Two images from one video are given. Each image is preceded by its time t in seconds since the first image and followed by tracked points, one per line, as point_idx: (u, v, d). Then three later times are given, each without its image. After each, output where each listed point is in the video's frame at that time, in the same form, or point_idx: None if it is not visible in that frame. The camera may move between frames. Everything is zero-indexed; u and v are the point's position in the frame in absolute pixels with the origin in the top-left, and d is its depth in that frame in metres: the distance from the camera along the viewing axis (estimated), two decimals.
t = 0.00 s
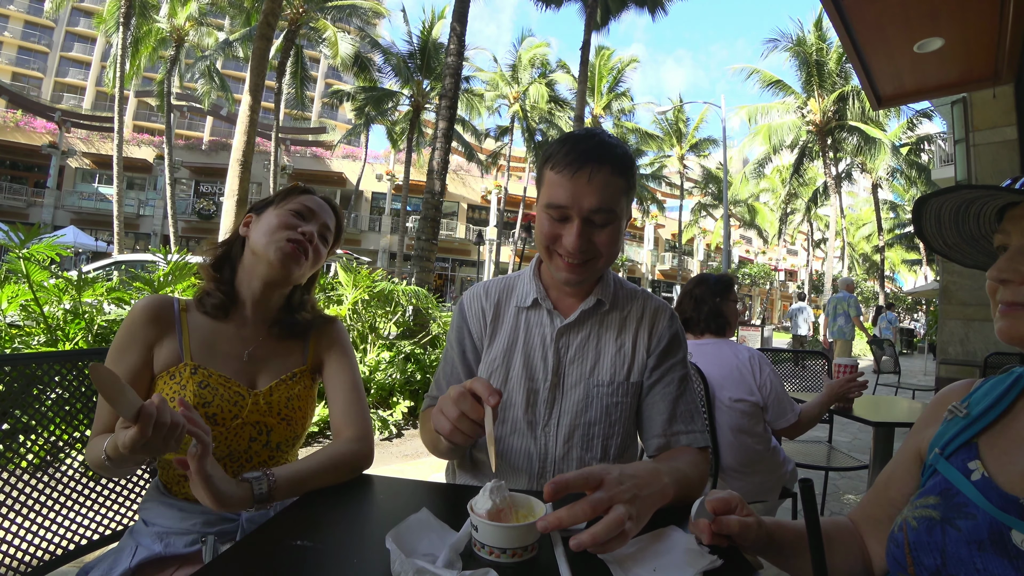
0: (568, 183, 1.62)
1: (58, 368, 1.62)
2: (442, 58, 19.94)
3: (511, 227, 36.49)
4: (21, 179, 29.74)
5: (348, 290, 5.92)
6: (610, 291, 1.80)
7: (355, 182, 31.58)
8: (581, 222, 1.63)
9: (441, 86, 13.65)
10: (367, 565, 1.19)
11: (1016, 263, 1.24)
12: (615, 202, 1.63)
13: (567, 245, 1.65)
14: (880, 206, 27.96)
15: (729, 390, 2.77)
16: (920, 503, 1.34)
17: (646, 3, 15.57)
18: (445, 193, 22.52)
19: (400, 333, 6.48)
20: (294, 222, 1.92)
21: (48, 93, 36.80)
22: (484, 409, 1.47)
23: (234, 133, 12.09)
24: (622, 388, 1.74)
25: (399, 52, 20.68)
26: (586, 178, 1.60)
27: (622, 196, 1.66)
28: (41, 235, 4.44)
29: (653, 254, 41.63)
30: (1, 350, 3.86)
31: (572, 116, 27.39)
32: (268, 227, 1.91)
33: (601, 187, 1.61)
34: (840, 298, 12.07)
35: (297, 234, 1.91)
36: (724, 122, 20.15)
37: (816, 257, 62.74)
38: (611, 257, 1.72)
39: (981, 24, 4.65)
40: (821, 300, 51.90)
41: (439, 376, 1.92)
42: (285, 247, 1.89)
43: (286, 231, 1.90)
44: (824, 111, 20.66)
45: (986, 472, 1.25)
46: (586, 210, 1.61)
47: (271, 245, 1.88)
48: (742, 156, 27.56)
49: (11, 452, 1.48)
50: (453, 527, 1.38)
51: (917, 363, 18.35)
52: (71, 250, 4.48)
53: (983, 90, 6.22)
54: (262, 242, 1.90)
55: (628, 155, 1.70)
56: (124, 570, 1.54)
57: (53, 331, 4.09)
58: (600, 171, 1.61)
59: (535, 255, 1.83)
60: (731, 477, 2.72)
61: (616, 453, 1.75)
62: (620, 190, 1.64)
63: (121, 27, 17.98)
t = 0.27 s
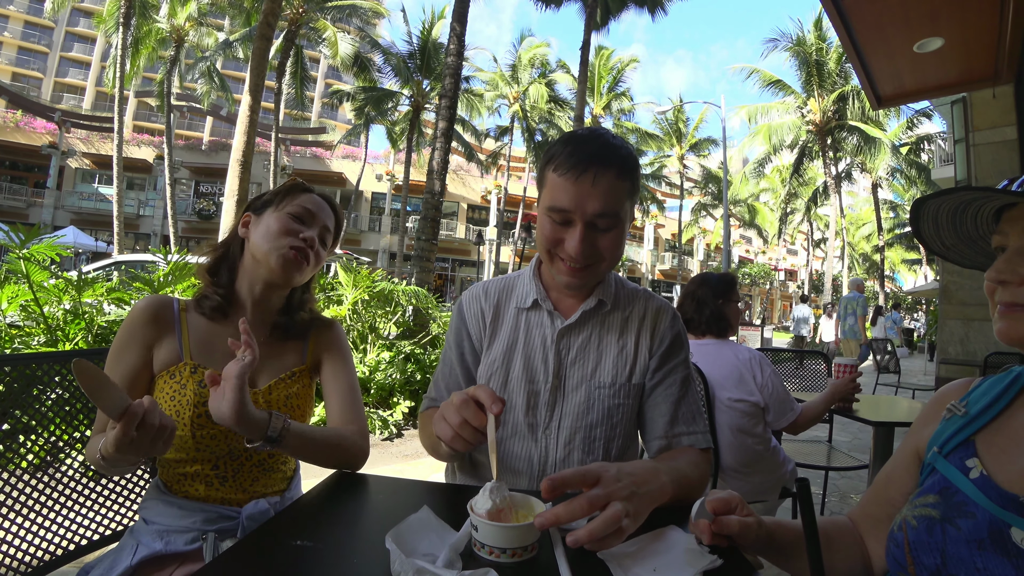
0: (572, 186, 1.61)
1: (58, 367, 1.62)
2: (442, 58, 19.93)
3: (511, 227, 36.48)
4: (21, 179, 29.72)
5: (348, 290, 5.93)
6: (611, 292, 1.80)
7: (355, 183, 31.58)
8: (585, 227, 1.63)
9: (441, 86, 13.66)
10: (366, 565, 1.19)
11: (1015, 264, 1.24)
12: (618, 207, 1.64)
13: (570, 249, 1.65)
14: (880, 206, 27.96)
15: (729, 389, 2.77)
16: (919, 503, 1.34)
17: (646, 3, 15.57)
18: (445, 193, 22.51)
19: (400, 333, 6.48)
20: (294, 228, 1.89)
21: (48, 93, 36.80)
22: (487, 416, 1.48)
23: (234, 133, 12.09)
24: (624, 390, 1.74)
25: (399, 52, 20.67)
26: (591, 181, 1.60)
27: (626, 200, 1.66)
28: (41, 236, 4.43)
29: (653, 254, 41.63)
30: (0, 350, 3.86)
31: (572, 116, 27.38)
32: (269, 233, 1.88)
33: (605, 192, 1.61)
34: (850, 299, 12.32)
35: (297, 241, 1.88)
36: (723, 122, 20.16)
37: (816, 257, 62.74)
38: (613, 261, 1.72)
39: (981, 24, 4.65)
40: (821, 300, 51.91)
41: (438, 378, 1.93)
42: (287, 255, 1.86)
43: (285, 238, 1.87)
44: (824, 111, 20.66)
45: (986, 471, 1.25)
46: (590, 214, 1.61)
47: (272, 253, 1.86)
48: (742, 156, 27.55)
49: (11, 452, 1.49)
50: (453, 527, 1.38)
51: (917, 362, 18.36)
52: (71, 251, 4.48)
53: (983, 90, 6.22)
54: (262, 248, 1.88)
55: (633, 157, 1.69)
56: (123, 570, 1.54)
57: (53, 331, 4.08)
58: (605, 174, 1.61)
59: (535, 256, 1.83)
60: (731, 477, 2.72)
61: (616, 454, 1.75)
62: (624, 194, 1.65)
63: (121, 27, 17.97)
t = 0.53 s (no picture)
0: (574, 191, 1.61)
1: (58, 367, 1.61)
2: (442, 58, 19.93)
3: (511, 227, 36.48)
4: (21, 179, 29.74)
5: (348, 290, 5.92)
6: (612, 293, 1.80)
7: (355, 182, 31.57)
8: (587, 231, 1.63)
9: (441, 86, 13.67)
10: (367, 564, 1.19)
11: (1015, 265, 1.24)
12: (621, 211, 1.63)
13: (571, 254, 1.65)
14: (880, 206, 27.96)
15: (729, 389, 2.77)
16: (919, 501, 1.34)
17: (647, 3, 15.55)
18: (445, 193, 22.50)
19: (400, 333, 6.47)
20: (303, 236, 1.88)
21: (48, 93, 36.80)
22: (491, 423, 1.48)
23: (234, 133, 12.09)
24: (625, 391, 1.74)
25: (399, 51, 20.65)
26: (594, 185, 1.60)
27: (629, 204, 1.66)
28: (41, 235, 4.44)
29: (653, 254, 41.63)
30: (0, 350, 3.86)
31: (572, 116, 27.38)
32: (277, 239, 1.87)
33: (609, 197, 1.61)
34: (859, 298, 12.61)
35: (303, 251, 1.87)
36: (723, 121, 20.15)
37: (816, 256, 62.72)
38: (615, 266, 1.72)
39: (981, 24, 4.65)
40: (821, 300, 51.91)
41: (439, 379, 1.93)
42: (293, 264, 1.86)
43: (293, 248, 1.86)
44: (824, 111, 20.67)
45: (985, 469, 1.25)
46: (593, 219, 1.61)
47: (278, 263, 1.86)
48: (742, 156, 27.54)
49: (10, 452, 1.49)
50: (453, 527, 1.38)
51: (917, 362, 18.36)
52: (71, 250, 4.48)
53: (983, 89, 6.22)
54: (269, 254, 1.87)
55: (636, 161, 1.70)
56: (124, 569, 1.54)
57: (53, 331, 4.08)
58: (610, 177, 1.61)
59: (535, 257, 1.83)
60: (731, 477, 2.72)
61: (617, 454, 1.76)
62: (627, 197, 1.64)
63: (121, 27, 17.96)
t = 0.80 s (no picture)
0: (576, 193, 1.61)
1: (58, 367, 1.61)
2: (442, 58, 19.92)
3: (511, 227, 36.47)
4: (21, 179, 29.73)
5: (348, 289, 5.90)
6: (613, 294, 1.80)
7: (355, 182, 31.56)
8: (590, 233, 1.63)
9: (441, 86, 13.69)
10: (366, 565, 1.19)
11: (1014, 266, 1.25)
12: (623, 213, 1.63)
13: (573, 257, 1.65)
14: (880, 206, 27.97)
15: (729, 390, 2.77)
16: (918, 501, 1.34)
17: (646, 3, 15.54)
18: (445, 193, 22.48)
19: (400, 333, 6.47)
20: (311, 240, 1.84)
21: (48, 93, 36.78)
22: (494, 431, 1.48)
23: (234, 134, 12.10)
24: (626, 392, 1.74)
25: (399, 52, 20.64)
26: (597, 187, 1.60)
27: (632, 206, 1.66)
28: (41, 235, 4.43)
29: (653, 254, 41.63)
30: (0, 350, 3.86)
31: (572, 116, 27.38)
32: (283, 242, 1.83)
33: (612, 199, 1.61)
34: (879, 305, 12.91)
35: (308, 256, 1.84)
36: (723, 122, 20.15)
37: (815, 256, 62.75)
38: (616, 269, 1.72)
39: (980, 24, 4.66)
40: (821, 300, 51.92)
41: (438, 379, 1.94)
42: (297, 269, 1.82)
43: (299, 253, 1.82)
44: (824, 111, 20.69)
45: (984, 468, 1.25)
46: (596, 222, 1.61)
47: (282, 267, 1.82)
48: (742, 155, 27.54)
49: (10, 452, 1.49)
50: (453, 527, 1.38)
51: (917, 362, 18.36)
52: (71, 251, 4.47)
53: (982, 90, 6.23)
54: (275, 258, 1.83)
55: (640, 162, 1.70)
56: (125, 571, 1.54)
57: (53, 331, 4.08)
58: (613, 178, 1.61)
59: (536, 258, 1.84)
60: (731, 477, 2.72)
61: (618, 454, 1.76)
62: (631, 199, 1.64)
63: (121, 27, 17.96)
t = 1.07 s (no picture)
0: (577, 193, 1.61)
1: (58, 367, 1.60)
2: (442, 58, 19.93)
3: (511, 227, 36.48)
4: (21, 179, 29.74)
5: (348, 290, 5.90)
6: (614, 295, 1.80)
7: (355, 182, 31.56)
8: (590, 234, 1.63)
9: (441, 87, 13.71)
10: (367, 565, 1.19)
11: (1013, 267, 1.25)
12: (624, 213, 1.63)
13: (574, 258, 1.65)
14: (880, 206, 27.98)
15: (729, 390, 2.78)
16: (918, 500, 1.34)
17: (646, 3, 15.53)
18: (445, 193, 22.48)
19: (400, 333, 6.47)
20: (312, 240, 1.80)
21: (48, 93, 36.80)
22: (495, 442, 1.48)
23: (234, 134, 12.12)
24: (627, 393, 1.74)
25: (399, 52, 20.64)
26: (598, 187, 1.60)
27: (633, 206, 1.66)
28: (40, 235, 4.43)
29: (653, 254, 41.65)
30: None
31: (572, 116, 27.39)
32: (284, 245, 1.79)
33: (613, 199, 1.61)
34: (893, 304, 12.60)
35: (311, 260, 1.80)
36: (723, 122, 20.17)
37: (816, 256, 62.76)
38: (616, 269, 1.72)
39: (980, 24, 4.66)
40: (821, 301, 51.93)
41: (439, 380, 1.94)
42: (298, 273, 1.78)
43: (299, 255, 1.78)
44: (824, 111, 20.69)
45: (984, 468, 1.25)
46: (597, 221, 1.61)
47: (285, 274, 1.78)
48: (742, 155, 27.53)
49: (11, 452, 1.48)
50: (454, 527, 1.38)
51: (917, 362, 18.35)
52: (71, 251, 4.47)
53: (983, 90, 6.23)
54: (276, 263, 1.79)
55: (641, 162, 1.70)
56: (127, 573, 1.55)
57: (53, 331, 4.08)
58: (615, 178, 1.61)
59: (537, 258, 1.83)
60: (731, 477, 2.72)
61: (618, 455, 1.76)
62: (632, 199, 1.65)
63: (121, 27, 17.95)
